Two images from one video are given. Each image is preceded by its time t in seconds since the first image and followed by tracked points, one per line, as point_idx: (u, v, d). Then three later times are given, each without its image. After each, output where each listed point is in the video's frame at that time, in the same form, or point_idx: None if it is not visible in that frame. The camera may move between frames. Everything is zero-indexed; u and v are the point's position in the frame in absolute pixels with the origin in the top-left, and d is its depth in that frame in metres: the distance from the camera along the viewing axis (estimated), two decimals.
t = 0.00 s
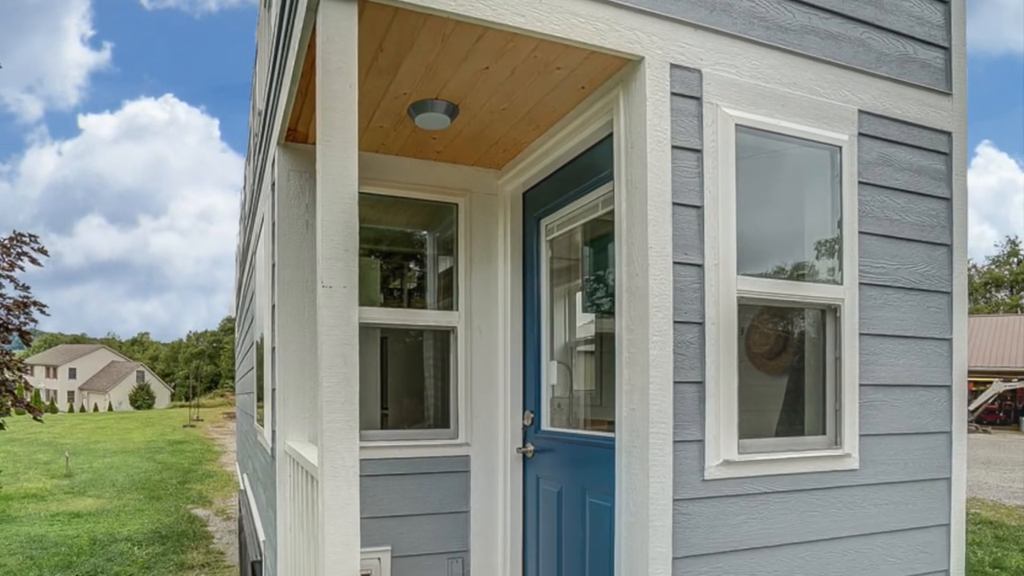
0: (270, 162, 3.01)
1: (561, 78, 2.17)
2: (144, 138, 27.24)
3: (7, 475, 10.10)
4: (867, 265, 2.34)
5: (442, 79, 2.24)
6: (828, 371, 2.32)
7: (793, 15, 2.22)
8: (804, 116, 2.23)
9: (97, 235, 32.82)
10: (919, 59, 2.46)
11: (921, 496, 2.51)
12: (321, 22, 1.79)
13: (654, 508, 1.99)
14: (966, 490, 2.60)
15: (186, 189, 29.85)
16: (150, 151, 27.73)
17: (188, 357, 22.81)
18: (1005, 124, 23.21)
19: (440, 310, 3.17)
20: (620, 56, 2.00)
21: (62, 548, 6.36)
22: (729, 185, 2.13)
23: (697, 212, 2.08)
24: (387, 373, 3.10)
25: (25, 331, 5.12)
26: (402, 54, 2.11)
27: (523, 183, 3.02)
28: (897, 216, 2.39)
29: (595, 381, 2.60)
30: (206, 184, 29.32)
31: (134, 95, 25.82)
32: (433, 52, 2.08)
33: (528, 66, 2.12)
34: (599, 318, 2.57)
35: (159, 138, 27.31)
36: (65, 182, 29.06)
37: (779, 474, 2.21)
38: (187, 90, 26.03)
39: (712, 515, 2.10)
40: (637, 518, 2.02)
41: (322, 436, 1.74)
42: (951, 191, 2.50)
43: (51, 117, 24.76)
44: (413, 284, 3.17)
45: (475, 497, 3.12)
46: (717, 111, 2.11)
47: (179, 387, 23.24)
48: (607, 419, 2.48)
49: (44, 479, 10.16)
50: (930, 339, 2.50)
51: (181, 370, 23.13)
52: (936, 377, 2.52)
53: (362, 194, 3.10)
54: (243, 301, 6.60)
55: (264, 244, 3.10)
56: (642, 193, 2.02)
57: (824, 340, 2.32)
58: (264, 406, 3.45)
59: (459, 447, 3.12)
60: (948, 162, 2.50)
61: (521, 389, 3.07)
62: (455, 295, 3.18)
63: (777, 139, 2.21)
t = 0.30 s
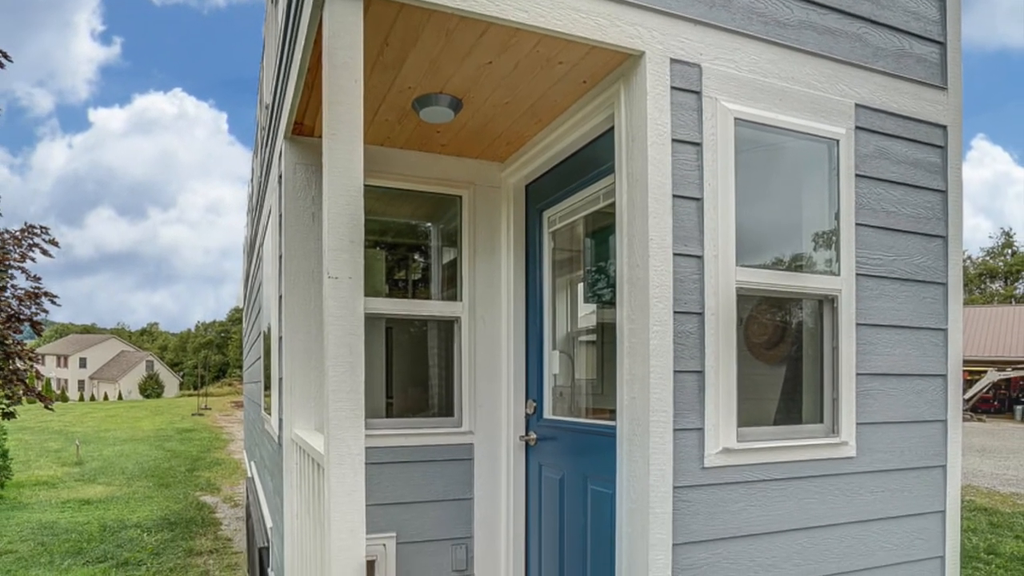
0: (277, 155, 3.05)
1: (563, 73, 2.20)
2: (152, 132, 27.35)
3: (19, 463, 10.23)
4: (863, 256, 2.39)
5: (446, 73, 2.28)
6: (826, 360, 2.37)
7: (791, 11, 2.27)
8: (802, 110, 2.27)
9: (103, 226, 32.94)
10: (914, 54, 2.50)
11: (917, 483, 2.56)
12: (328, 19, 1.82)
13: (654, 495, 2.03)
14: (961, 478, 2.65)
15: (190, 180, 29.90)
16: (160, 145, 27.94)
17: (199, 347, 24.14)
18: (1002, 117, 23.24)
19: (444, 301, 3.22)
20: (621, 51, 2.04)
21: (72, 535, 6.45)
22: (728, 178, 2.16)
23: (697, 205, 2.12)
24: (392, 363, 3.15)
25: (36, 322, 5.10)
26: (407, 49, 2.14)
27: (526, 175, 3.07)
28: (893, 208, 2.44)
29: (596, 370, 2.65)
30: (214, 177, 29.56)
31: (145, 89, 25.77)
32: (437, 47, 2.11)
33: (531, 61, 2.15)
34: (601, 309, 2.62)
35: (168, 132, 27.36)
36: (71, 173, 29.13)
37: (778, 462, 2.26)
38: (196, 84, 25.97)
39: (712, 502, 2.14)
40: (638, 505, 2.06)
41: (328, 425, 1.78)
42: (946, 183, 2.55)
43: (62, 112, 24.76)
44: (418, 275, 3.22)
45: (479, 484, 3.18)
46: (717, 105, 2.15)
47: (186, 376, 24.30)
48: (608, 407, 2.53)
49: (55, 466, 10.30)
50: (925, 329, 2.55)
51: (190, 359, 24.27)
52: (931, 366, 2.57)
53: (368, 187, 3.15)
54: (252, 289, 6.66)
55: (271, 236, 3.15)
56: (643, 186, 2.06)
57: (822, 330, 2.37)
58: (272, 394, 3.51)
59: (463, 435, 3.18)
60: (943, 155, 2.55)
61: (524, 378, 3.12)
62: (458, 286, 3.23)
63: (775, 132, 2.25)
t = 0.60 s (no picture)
0: (285, 148, 3.10)
1: (565, 67, 2.24)
2: (162, 124, 27.09)
3: (30, 452, 10.36)
4: (860, 248, 2.43)
5: (450, 68, 2.32)
6: (823, 350, 2.41)
7: (789, 6, 2.31)
8: (800, 104, 2.31)
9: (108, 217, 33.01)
10: (911, 49, 2.55)
11: (912, 471, 2.60)
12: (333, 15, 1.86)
13: (654, 483, 2.07)
14: (955, 465, 2.70)
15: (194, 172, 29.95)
16: (169, 138, 27.63)
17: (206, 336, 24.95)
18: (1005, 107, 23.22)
19: (448, 292, 3.26)
20: (622, 46, 2.07)
21: (82, 521, 6.55)
22: (727, 170, 2.20)
23: (696, 197, 2.16)
24: (397, 352, 3.20)
25: (48, 313, 4.50)
26: (411, 44, 2.17)
27: (528, 169, 3.11)
28: (889, 201, 2.48)
29: (597, 359, 2.70)
30: (222, 169, 29.82)
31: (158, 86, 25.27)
32: (441, 42, 2.15)
33: (533, 56, 2.19)
34: (602, 299, 2.67)
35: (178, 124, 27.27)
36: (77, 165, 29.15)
37: (776, 450, 2.30)
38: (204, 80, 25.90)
39: (711, 490, 2.19)
40: (638, 492, 2.11)
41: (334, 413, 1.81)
42: (942, 176, 2.59)
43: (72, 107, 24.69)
44: (422, 266, 3.27)
45: (482, 472, 3.24)
46: (716, 99, 2.18)
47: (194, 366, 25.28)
48: (610, 396, 2.58)
49: (66, 454, 10.41)
50: (922, 319, 2.59)
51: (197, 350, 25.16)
52: (927, 356, 2.62)
53: (373, 179, 3.19)
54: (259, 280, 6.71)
55: (278, 227, 3.19)
56: (643, 178, 2.09)
57: (819, 320, 2.41)
58: (279, 383, 3.56)
59: (467, 424, 3.23)
60: (938, 149, 2.59)
61: (527, 367, 3.18)
62: (462, 277, 3.28)
63: (773, 126, 2.29)
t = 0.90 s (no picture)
0: (291, 141, 3.14)
1: (567, 62, 2.27)
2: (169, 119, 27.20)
3: (40, 440, 10.49)
4: (858, 240, 2.47)
5: (454, 63, 2.36)
6: (821, 340, 2.46)
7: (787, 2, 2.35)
8: (798, 98, 2.35)
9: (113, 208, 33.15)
10: (907, 44, 2.60)
11: (908, 459, 2.65)
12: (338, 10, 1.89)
13: (654, 470, 2.12)
14: (950, 453, 2.75)
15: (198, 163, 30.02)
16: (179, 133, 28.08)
17: (214, 327, 25.61)
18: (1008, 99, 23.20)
19: (452, 283, 3.31)
20: (623, 41, 2.10)
21: (92, 508, 6.66)
22: (726, 163, 2.24)
23: (696, 189, 2.19)
24: (402, 342, 3.25)
25: (59, 304, 4.56)
26: (415, 39, 2.21)
27: (531, 162, 3.16)
28: (886, 193, 2.53)
29: (599, 350, 2.75)
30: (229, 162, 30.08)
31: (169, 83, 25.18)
32: (445, 38, 2.18)
33: (536, 51, 2.22)
34: (603, 290, 2.71)
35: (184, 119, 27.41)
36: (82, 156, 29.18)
37: (774, 438, 2.35)
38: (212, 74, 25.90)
39: (710, 477, 2.23)
40: (639, 480, 2.15)
41: (340, 402, 1.84)
42: (937, 169, 2.64)
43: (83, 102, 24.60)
44: (426, 258, 3.32)
45: (486, 460, 3.30)
46: (716, 93, 2.22)
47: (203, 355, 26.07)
48: (611, 385, 2.63)
49: (76, 442, 10.53)
50: (918, 310, 2.64)
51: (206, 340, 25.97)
52: (923, 346, 2.66)
53: (377, 172, 3.23)
54: (266, 272, 6.80)
55: (285, 220, 3.23)
56: (644, 171, 2.13)
57: (817, 311, 2.45)
58: (286, 373, 3.62)
59: (470, 413, 3.29)
60: (934, 142, 2.64)
61: (529, 357, 3.23)
62: (466, 269, 3.33)
63: (772, 120, 2.33)
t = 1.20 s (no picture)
0: (297, 134, 3.18)
1: (569, 57, 2.31)
2: (178, 113, 27.58)
3: (51, 429, 10.61)
4: (855, 232, 2.52)
5: (458, 58, 2.39)
6: (818, 330, 2.51)
7: None
8: (796, 93, 2.39)
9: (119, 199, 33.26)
10: (903, 39, 2.65)
11: (904, 448, 2.70)
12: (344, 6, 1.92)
13: (654, 459, 2.16)
14: (946, 442, 2.80)
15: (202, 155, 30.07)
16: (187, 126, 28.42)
17: (222, 317, 26.03)
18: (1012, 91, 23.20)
19: (456, 274, 3.36)
20: (624, 36, 2.14)
21: (102, 496, 6.75)
22: (726, 156, 2.28)
23: (696, 182, 2.23)
24: (407, 333, 3.30)
25: (68, 296, 4.60)
26: (420, 34, 2.24)
27: (533, 155, 3.21)
28: (882, 186, 2.58)
29: (600, 340, 2.80)
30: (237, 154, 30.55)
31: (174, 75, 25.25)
32: (449, 33, 2.22)
33: (539, 46, 2.25)
34: (605, 281, 2.76)
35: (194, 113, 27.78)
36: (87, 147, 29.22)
37: (773, 427, 2.39)
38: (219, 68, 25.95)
39: (710, 466, 2.28)
40: (640, 468, 2.19)
41: (345, 392, 1.88)
42: (933, 162, 2.69)
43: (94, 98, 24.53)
44: (430, 250, 3.36)
45: (489, 448, 3.36)
46: (716, 88, 2.26)
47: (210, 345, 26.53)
48: (612, 375, 2.68)
49: (85, 431, 10.64)
50: (914, 300, 2.69)
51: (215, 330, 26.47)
52: (919, 336, 2.71)
53: (383, 165, 3.27)
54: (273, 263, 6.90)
55: (292, 212, 3.27)
56: (645, 165, 2.17)
57: (815, 302, 2.50)
58: (292, 362, 3.67)
59: (474, 402, 3.34)
60: (930, 136, 2.69)
61: (531, 347, 3.29)
62: (469, 260, 3.37)
63: (770, 114, 2.37)
